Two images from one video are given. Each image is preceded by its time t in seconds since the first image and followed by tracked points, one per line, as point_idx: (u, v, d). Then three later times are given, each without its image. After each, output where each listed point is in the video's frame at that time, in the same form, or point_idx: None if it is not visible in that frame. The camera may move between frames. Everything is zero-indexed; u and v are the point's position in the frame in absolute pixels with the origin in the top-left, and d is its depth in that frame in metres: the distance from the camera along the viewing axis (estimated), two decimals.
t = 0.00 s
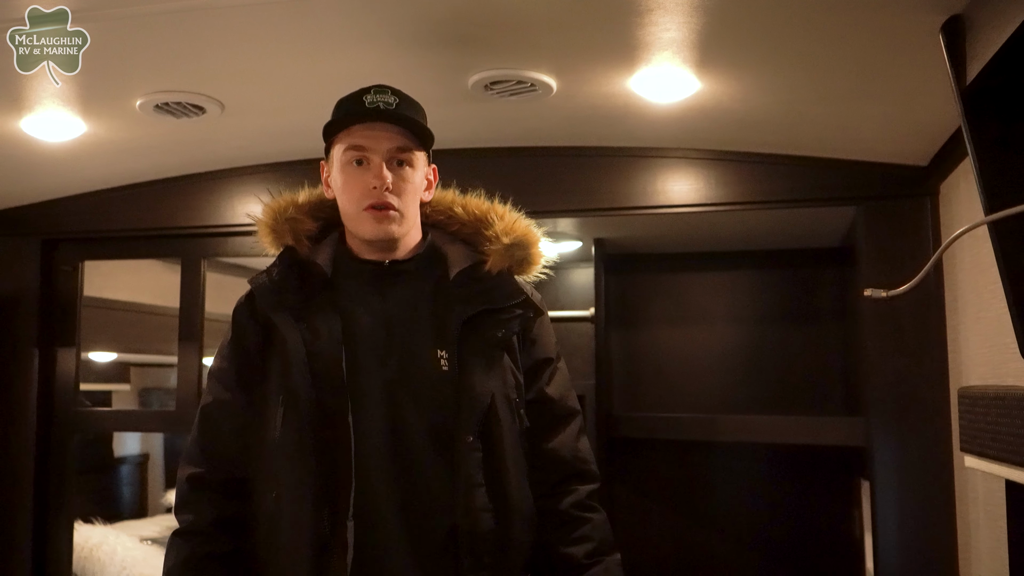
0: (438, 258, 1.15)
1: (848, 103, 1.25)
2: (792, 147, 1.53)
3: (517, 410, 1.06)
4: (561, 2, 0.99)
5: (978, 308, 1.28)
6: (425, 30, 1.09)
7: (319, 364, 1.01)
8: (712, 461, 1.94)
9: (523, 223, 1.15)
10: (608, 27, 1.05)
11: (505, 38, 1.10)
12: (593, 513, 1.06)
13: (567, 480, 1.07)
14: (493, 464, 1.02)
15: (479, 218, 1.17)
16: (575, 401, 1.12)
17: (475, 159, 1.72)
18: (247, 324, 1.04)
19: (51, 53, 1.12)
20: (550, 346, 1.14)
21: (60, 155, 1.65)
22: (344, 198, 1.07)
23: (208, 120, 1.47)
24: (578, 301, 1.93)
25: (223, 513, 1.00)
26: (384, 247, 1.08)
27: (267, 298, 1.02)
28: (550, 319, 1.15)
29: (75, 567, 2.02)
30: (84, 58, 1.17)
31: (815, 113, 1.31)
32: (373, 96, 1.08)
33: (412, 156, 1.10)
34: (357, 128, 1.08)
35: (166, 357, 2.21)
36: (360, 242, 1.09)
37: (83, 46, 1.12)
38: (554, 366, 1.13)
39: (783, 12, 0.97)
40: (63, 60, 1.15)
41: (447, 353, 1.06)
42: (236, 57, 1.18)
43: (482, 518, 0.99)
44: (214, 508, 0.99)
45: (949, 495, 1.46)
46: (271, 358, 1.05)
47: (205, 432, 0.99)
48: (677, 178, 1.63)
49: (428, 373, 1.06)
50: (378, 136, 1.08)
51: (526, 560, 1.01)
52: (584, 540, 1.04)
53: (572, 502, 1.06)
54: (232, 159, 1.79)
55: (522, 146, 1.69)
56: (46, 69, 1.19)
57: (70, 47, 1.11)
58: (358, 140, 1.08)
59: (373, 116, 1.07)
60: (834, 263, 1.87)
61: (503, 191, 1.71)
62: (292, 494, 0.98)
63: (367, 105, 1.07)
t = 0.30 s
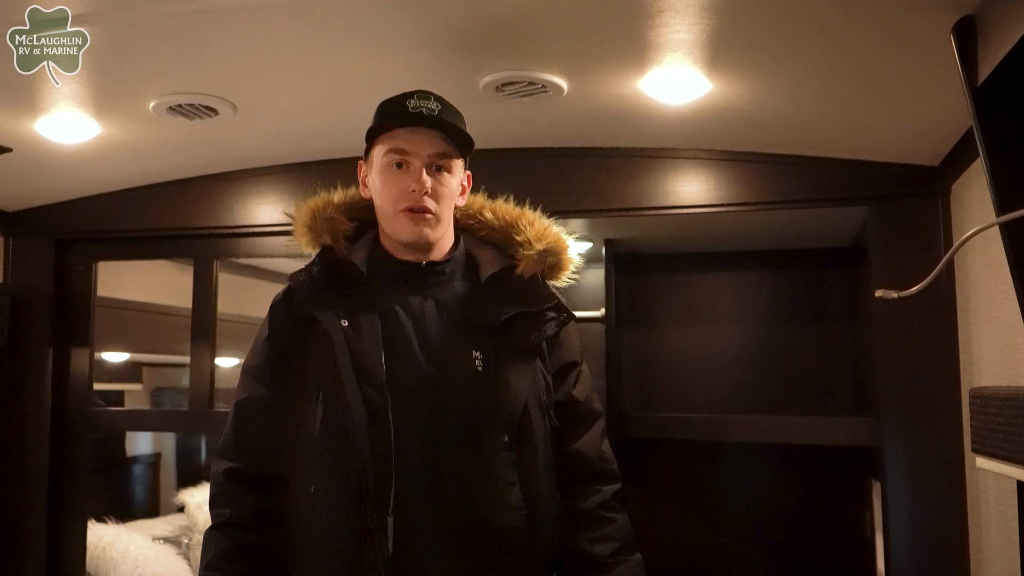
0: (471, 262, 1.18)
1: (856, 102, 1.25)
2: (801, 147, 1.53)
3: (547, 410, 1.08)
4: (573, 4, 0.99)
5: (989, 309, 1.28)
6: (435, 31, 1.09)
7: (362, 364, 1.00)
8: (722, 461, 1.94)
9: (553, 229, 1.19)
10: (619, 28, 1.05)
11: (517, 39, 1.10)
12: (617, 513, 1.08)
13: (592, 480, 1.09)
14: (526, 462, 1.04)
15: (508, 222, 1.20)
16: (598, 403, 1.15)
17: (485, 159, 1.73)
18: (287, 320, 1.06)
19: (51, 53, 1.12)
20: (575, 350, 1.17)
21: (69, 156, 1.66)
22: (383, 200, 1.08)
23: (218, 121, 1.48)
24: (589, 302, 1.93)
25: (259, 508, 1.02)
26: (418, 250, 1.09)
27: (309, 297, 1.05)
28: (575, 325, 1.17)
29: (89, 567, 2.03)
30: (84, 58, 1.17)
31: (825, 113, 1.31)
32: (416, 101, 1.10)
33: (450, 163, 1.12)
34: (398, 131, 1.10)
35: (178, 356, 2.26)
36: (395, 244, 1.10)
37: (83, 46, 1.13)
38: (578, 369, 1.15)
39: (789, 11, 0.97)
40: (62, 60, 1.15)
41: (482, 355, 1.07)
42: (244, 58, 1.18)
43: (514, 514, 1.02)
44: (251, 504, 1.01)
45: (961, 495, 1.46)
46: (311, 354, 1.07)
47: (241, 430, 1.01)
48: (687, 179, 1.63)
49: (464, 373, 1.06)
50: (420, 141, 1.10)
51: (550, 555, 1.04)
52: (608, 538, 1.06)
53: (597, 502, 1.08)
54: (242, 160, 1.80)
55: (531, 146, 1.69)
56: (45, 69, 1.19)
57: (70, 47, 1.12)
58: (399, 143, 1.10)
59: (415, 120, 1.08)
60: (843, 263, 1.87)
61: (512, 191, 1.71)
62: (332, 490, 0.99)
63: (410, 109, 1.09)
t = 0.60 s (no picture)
0: (509, 261, 1.23)
1: (863, 101, 1.24)
2: (810, 147, 1.52)
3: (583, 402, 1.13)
4: (583, 3, 0.99)
5: (999, 309, 1.27)
6: (443, 31, 1.09)
7: (411, 354, 1.04)
8: (732, 463, 1.93)
9: (588, 229, 1.23)
10: (627, 28, 1.05)
11: (526, 39, 1.10)
12: (645, 506, 1.15)
13: (621, 472, 1.15)
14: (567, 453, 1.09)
15: (544, 222, 1.25)
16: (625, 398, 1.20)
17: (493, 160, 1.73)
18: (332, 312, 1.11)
19: (51, 53, 1.12)
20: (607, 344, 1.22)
21: (76, 157, 1.66)
22: (426, 196, 1.13)
23: (225, 121, 1.48)
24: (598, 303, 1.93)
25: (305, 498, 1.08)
26: (459, 245, 1.13)
27: (357, 288, 1.09)
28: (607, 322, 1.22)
29: (99, 562, 2.02)
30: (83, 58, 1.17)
31: (833, 113, 1.31)
32: (458, 100, 1.13)
33: (490, 160, 1.16)
34: (442, 130, 1.13)
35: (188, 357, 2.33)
36: (436, 238, 1.15)
37: (83, 46, 1.13)
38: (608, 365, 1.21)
39: (795, 9, 0.96)
40: (63, 60, 1.15)
41: (523, 346, 1.12)
42: (250, 58, 1.18)
43: (558, 502, 1.06)
44: (296, 493, 1.07)
45: (971, 497, 1.46)
46: (354, 342, 1.11)
47: (286, 420, 1.08)
48: (696, 179, 1.63)
49: (504, 365, 1.12)
50: (461, 140, 1.13)
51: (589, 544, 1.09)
52: (641, 530, 1.12)
53: (628, 496, 1.14)
54: (251, 160, 1.80)
55: (540, 147, 1.69)
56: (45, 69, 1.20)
57: (70, 47, 1.12)
58: (442, 141, 1.13)
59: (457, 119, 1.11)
60: (852, 263, 1.87)
61: (521, 191, 1.72)
62: (383, 475, 1.04)
63: (453, 108, 1.12)
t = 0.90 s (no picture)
0: (539, 262, 1.27)
1: (870, 98, 1.24)
2: (816, 144, 1.52)
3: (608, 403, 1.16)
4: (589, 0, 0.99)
5: (1006, 306, 1.27)
6: (448, 29, 1.09)
7: (440, 350, 1.08)
8: (740, 461, 1.93)
9: (618, 235, 1.28)
10: (632, 25, 1.05)
11: (531, 36, 1.10)
12: (666, 507, 1.16)
13: (643, 471, 1.17)
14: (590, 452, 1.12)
15: (574, 226, 1.29)
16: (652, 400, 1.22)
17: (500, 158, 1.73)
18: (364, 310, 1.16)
19: (51, 53, 1.13)
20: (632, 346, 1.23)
21: (81, 156, 1.66)
22: (456, 199, 1.17)
23: (230, 120, 1.48)
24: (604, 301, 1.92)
25: (338, 488, 1.12)
26: (488, 247, 1.17)
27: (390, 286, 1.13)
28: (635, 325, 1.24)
29: (107, 561, 2.03)
30: (83, 57, 1.17)
31: (839, 110, 1.30)
32: (487, 105, 1.17)
33: (519, 164, 1.20)
34: (472, 134, 1.18)
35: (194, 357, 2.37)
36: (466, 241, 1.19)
37: (83, 46, 1.13)
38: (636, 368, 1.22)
39: (800, 5, 0.96)
40: (63, 60, 1.16)
41: (547, 348, 1.16)
42: (254, 57, 1.18)
43: (580, 501, 1.09)
44: (330, 482, 1.11)
45: (978, 496, 1.45)
46: (386, 340, 1.15)
47: (323, 411, 1.12)
48: (703, 177, 1.63)
49: (530, 364, 1.16)
50: (490, 143, 1.18)
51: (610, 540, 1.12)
52: (661, 527, 1.14)
53: (650, 495, 1.16)
54: (257, 159, 1.81)
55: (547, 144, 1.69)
56: (44, 68, 1.20)
57: (70, 47, 1.12)
58: (472, 145, 1.18)
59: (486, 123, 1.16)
60: (860, 260, 1.86)
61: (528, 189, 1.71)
62: (412, 466, 1.08)
63: (482, 113, 1.16)
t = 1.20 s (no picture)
0: (559, 266, 1.26)
1: (876, 95, 1.23)
2: (821, 142, 1.52)
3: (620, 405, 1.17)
4: None
5: (1013, 304, 1.26)
6: (451, 27, 1.09)
7: (453, 348, 1.10)
8: (746, 461, 1.92)
9: (638, 242, 1.27)
10: (636, 22, 1.05)
11: (535, 34, 1.10)
12: (681, 512, 1.15)
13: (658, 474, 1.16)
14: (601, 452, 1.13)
15: (595, 232, 1.28)
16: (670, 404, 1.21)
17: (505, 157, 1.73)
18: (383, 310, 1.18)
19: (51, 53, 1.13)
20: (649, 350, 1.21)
21: (85, 156, 1.67)
22: (474, 203, 1.18)
23: (233, 119, 1.48)
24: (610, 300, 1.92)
25: (357, 481, 1.13)
26: (509, 247, 1.18)
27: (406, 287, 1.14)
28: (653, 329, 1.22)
29: (112, 562, 2.01)
30: (83, 57, 1.17)
31: (844, 107, 1.30)
32: (502, 108, 1.18)
33: (535, 163, 1.20)
34: (487, 138, 1.18)
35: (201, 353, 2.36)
36: (487, 242, 1.20)
37: (83, 46, 1.13)
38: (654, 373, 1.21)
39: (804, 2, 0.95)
40: (63, 60, 1.16)
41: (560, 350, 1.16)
42: (256, 56, 1.18)
43: (587, 501, 1.08)
44: (348, 475, 1.12)
45: (986, 495, 1.44)
46: (404, 341, 1.16)
47: (344, 408, 1.13)
48: (708, 174, 1.62)
49: (544, 365, 1.16)
50: (505, 145, 1.18)
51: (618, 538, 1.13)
52: (676, 532, 1.13)
53: (666, 500, 1.15)
54: (262, 158, 1.81)
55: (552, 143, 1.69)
56: (45, 68, 1.20)
57: (70, 47, 1.12)
58: (487, 148, 1.18)
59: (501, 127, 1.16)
60: (868, 258, 1.85)
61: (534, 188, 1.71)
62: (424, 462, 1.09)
63: (496, 117, 1.16)
